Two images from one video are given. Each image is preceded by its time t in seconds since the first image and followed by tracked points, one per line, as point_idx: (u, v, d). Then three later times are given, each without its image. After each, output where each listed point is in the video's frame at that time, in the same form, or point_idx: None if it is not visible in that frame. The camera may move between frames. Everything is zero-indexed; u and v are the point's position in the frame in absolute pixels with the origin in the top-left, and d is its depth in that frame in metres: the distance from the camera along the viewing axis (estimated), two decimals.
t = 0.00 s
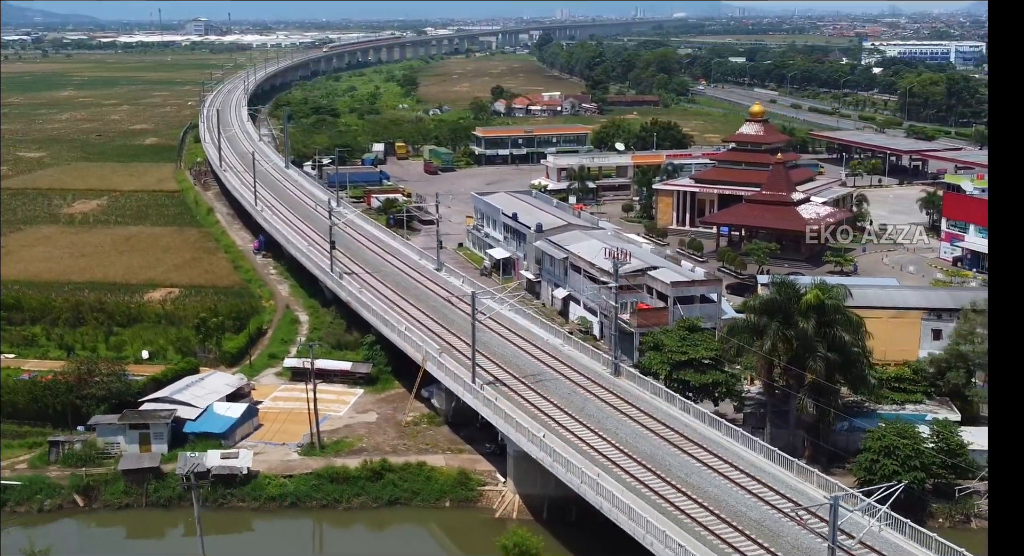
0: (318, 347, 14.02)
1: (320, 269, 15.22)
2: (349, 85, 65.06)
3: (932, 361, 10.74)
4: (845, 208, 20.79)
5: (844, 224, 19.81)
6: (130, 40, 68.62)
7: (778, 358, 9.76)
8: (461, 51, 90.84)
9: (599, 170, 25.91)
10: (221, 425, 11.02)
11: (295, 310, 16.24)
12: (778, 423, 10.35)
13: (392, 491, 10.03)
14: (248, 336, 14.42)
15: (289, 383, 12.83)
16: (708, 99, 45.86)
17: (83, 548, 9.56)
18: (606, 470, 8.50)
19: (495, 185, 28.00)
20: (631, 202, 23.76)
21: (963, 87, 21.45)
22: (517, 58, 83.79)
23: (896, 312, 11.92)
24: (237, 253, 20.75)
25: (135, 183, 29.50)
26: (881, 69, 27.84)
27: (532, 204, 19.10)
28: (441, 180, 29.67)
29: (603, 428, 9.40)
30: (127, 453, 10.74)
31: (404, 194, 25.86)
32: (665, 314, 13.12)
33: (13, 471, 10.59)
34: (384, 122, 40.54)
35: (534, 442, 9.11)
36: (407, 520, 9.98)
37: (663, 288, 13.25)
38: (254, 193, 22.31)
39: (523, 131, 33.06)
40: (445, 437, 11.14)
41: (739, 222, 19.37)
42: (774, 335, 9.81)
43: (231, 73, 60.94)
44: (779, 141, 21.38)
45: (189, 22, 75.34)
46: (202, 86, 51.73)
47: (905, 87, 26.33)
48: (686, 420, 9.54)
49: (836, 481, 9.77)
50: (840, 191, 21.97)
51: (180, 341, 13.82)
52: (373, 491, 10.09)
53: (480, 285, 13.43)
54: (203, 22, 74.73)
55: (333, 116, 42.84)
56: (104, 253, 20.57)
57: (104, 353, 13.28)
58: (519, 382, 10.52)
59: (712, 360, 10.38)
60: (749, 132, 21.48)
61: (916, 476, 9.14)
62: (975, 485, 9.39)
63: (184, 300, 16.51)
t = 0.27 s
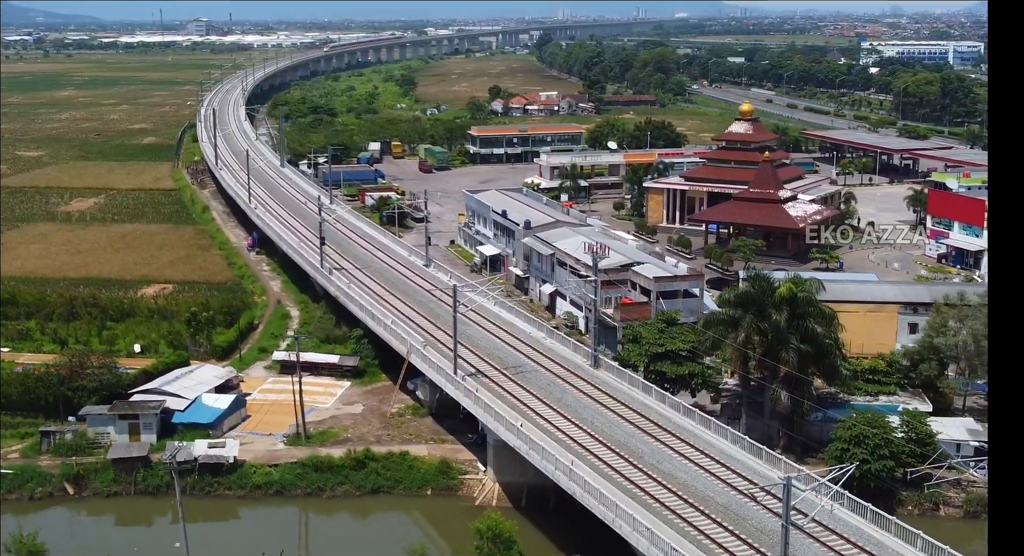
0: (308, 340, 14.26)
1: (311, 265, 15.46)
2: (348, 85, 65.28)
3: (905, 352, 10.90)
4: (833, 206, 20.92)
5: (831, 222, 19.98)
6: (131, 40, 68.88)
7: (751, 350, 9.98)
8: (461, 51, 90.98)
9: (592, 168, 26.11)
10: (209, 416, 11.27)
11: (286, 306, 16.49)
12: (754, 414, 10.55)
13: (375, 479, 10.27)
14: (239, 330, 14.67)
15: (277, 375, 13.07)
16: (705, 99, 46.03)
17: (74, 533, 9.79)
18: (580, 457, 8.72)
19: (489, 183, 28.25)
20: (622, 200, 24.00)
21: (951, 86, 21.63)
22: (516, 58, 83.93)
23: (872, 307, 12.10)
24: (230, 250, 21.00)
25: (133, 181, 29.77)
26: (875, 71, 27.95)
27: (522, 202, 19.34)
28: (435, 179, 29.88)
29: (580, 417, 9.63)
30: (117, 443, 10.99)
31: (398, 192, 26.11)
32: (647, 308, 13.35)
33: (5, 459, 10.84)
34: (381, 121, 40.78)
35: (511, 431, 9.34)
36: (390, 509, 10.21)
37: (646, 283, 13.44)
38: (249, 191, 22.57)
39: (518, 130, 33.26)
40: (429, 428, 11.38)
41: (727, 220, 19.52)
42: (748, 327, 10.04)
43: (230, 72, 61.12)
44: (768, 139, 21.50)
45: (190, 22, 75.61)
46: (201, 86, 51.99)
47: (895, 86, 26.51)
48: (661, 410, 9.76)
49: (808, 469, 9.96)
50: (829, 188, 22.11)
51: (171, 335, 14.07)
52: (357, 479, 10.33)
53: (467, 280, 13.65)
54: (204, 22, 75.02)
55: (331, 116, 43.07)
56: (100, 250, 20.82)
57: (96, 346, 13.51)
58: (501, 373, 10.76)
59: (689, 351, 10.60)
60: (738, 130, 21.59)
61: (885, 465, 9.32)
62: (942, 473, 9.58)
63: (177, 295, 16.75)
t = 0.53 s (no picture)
0: (304, 333, 14.50)
1: (307, 260, 15.70)
2: (352, 85, 65.56)
3: (884, 343, 11.03)
4: (827, 203, 21.08)
5: (825, 220, 20.14)
6: (138, 41, 69.29)
7: (732, 342, 10.18)
8: (466, 51, 91.13)
9: (591, 167, 26.33)
10: (204, 405, 11.50)
11: (284, 301, 16.73)
12: (736, 405, 10.75)
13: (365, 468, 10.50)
14: (236, 324, 14.92)
15: (273, 367, 13.32)
16: (706, 99, 46.15)
17: (71, 519, 10.04)
18: (562, 445, 8.93)
19: (488, 181, 28.47)
20: (619, 198, 24.21)
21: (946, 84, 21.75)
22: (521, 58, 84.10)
23: (854, 300, 12.34)
24: (230, 246, 21.26)
25: (136, 179, 30.06)
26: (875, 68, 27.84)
27: (517, 199, 19.57)
28: (436, 177, 30.10)
29: (563, 407, 9.83)
30: (114, 432, 11.23)
31: (398, 190, 26.35)
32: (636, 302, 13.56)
33: (5, 448, 11.10)
34: (384, 120, 41.04)
35: (496, 420, 9.55)
36: (379, 497, 10.44)
37: (635, 278, 13.66)
38: (249, 189, 22.83)
39: (519, 129, 33.46)
40: (419, 418, 11.61)
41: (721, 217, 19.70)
42: (729, 319, 10.24)
43: (235, 72, 61.41)
44: (763, 137, 21.68)
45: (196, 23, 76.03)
46: (206, 86, 52.33)
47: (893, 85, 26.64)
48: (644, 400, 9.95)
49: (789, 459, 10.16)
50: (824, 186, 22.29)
51: (169, 328, 14.31)
52: (348, 468, 10.57)
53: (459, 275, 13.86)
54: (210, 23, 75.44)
55: (334, 115, 43.34)
56: (102, 247, 21.11)
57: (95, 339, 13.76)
58: (489, 364, 10.99)
59: (673, 343, 10.80)
60: (733, 128, 21.78)
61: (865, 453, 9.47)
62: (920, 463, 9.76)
63: (176, 290, 17.01)
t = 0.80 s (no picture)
0: (304, 327, 14.74)
1: (308, 255, 15.94)
2: (360, 84, 65.86)
3: (869, 335, 11.24)
4: (825, 201, 21.22)
5: (822, 218, 20.28)
6: (148, 40, 69.67)
7: (719, 333, 10.40)
8: (474, 51, 91.30)
9: (592, 165, 26.52)
10: (204, 396, 11.78)
11: (286, 295, 16.99)
12: (725, 396, 10.94)
13: (360, 455, 10.75)
14: (237, 318, 15.18)
15: (272, 359, 13.58)
16: (712, 98, 46.24)
17: (73, 504, 10.31)
18: (548, 432, 9.16)
19: (491, 179, 28.69)
20: (619, 196, 24.40)
21: (944, 83, 21.86)
22: (528, 58, 84.25)
23: (844, 294, 12.51)
24: (234, 243, 21.55)
25: (143, 177, 30.38)
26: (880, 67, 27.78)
27: (517, 196, 19.77)
28: (440, 175, 30.32)
29: (552, 396, 10.06)
30: (115, 421, 11.52)
31: (401, 187, 26.61)
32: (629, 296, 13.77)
33: (9, 436, 11.38)
34: (389, 119, 41.28)
35: (486, 409, 9.78)
36: (374, 484, 10.66)
37: (629, 272, 13.86)
38: (253, 186, 23.10)
39: (522, 127, 33.65)
40: (414, 408, 11.85)
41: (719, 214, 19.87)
42: (716, 311, 10.45)
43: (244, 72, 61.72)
44: (762, 135, 21.83)
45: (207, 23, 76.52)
46: (214, 85, 52.68)
47: (895, 84, 26.73)
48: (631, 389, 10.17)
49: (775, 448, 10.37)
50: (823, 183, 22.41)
51: (171, 322, 14.58)
52: (343, 456, 10.81)
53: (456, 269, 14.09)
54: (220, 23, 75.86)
55: (340, 114, 43.62)
56: (108, 243, 21.41)
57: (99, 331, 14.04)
58: (482, 355, 11.22)
59: (662, 334, 11.01)
60: (732, 127, 21.95)
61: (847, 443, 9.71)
62: (902, 452, 9.99)
63: (180, 285, 17.29)
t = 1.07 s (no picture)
0: (305, 320, 15.00)
1: (310, 251, 16.20)
2: (368, 84, 66.13)
3: (858, 327, 11.43)
4: (824, 198, 21.35)
5: (820, 215, 20.41)
6: (159, 41, 70.09)
7: (708, 325, 10.62)
8: (484, 50, 91.48)
9: (595, 163, 26.70)
10: (206, 386, 12.05)
11: (289, 290, 17.26)
12: (714, 387, 11.16)
13: (357, 443, 11.00)
14: (240, 312, 15.47)
15: (273, 351, 13.85)
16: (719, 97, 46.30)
17: (77, 490, 10.58)
18: (538, 420, 9.37)
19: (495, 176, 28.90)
20: (622, 193, 24.59)
21: (944, 81, 21.94)
22: (537, 57, 84.35)
23: (835, 288, 12.68)
24: (240, 239, 21.84)
25: (151, 175, 30.70)
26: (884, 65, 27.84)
27: (518, 194, 19.99)
28: (445, 173, 30.53)
29: (543, 385, 10.28)
30: (119, 410, 11.81)
31: (405, 185, 26.85)
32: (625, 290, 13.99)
33: (16, 424, 11.68)
34: (396, 118, 41.49)
35: (478, 397, 10.01)
36: (371, 472, 10.90)
37: (625, 267, 14.08)
38: (258, 183, 23.39)
39: (527, 126, 33.83)
40: (411, 399, 12.09)
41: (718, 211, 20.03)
42: (706, 304, 10.67)
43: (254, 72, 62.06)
44: (762, 133, 21.98)
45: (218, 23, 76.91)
46: (224, 85, 53.03)
47: (899, 83, 26.79)
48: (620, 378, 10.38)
49: (763, 438, 10.59)
50: (823, 181, 22.54)
51: (175, 315, 14.87)
52: (340, 445, 11.05)
53: (455, 263, 14.32)
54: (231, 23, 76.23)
55: (348, 113, 43.88)
56: (115, 239, 21.72)
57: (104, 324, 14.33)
58: (476, 347, 11.44)
59: (653, 326, 11.24)
60: (732, 125, 22.11)
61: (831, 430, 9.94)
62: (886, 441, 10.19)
63: (184, 280, 17.58)
